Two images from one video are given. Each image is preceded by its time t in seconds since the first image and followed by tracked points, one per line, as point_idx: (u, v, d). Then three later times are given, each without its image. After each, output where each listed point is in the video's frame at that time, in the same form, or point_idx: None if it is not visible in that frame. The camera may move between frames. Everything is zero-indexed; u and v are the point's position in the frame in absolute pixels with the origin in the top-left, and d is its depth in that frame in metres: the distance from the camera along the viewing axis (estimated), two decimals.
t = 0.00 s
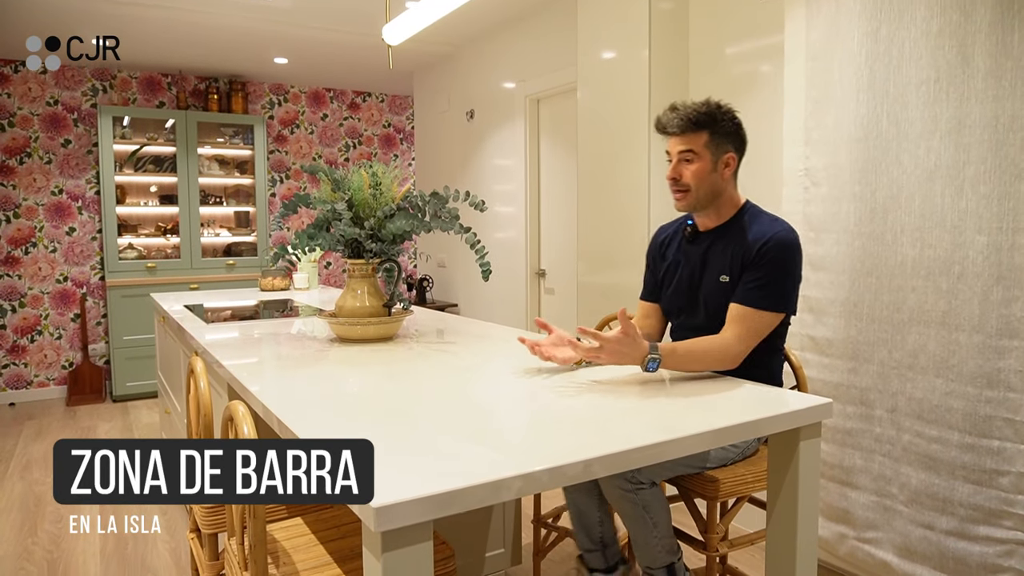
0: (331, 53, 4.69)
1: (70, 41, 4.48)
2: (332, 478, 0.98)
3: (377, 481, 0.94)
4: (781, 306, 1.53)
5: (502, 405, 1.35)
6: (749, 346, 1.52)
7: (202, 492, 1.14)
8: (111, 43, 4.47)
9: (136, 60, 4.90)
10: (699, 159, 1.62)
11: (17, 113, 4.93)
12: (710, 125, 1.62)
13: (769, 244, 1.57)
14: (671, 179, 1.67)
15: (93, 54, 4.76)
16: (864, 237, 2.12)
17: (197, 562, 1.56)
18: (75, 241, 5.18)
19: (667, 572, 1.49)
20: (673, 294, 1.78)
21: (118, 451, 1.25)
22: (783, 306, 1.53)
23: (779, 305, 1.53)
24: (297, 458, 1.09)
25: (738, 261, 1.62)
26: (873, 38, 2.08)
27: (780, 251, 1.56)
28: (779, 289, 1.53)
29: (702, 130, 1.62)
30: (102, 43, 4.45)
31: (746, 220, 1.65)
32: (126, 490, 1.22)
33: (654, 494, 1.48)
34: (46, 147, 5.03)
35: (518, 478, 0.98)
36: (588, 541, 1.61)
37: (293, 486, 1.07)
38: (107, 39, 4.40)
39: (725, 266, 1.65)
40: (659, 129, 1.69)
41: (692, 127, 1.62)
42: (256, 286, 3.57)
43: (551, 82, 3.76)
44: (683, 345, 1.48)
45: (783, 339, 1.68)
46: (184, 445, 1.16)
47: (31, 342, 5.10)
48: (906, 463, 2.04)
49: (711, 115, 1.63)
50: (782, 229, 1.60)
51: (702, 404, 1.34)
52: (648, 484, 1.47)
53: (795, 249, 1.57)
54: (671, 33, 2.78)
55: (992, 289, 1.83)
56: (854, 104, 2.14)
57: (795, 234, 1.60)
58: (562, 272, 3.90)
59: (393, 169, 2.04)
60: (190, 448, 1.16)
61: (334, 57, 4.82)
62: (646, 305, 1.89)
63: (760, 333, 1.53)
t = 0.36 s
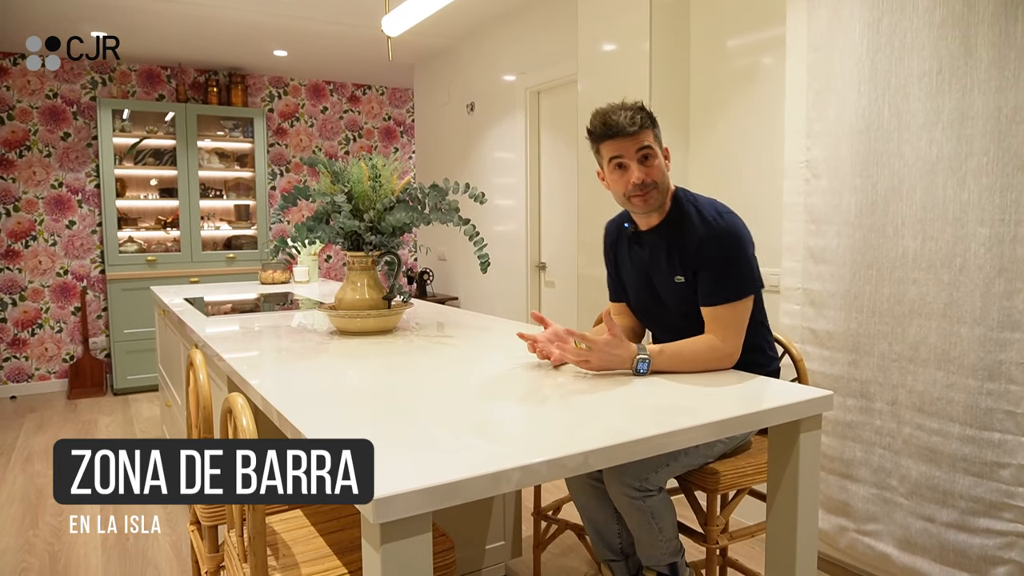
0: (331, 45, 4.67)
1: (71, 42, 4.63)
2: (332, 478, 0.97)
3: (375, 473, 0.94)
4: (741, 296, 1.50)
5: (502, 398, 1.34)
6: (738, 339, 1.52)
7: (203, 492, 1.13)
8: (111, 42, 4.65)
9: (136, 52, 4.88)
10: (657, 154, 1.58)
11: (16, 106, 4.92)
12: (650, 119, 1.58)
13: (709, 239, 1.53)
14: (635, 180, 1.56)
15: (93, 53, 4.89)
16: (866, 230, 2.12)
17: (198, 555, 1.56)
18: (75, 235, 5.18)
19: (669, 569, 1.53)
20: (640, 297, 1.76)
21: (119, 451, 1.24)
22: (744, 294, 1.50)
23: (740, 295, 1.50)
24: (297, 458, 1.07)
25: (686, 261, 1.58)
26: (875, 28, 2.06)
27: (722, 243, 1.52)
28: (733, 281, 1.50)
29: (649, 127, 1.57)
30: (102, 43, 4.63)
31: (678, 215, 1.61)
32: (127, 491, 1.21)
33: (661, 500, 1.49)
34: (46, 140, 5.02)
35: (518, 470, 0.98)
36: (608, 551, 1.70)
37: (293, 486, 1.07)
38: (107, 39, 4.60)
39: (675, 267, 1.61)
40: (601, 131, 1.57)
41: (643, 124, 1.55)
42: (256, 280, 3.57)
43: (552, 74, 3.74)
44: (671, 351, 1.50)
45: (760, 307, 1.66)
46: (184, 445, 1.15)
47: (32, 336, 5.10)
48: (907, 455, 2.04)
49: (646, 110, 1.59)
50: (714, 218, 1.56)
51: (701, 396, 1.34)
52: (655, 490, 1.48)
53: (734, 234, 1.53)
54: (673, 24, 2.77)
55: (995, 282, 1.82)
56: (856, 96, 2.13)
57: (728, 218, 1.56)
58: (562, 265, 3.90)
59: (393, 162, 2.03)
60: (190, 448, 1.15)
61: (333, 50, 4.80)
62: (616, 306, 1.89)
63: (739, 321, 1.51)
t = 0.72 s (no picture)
0: (330, 38, 4.65)
1: (71, 42, 4.76)
2: (331, 478, 0.95)
3: (374, 465, 0.94)
4: (741, 288, 1.51)
5: (503, 392, 1.34)
6: (739, 330, 1.53)
7: (203, 492, 1.13)
8: (111, 43, 4.81)
9: (135, 45, 4.87)
10: (657, 149, 1.60)
11: (16, 99, 4.92)
12: (653, 114, 1.61)
13: (709, 232, 1.55)
14: (631, 170, 1.57)
15: (93, 54, 5.01)
16: (867, 224, 2.11)
17: (198, 548, 1.56)
18: (76, 228, 5.17)
19: (669, 567, 1.54)
20: (634, 293, 1.77)
21: (119, 451, 1.24)
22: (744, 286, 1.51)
23: (740, 287, 1.50)
24: (297, 458, 1.07)
25: (688, 255, 1.59)
26: (878, 21, 2.05)
27: (722, 236, 1.53)
28: (733, 273, 1.51)
29: (651, 120, 1.59)
30: (102, 44, 4.80)
31: (679, 209, 1.62)
32: (127, 490, 1.22)
33: (665, 506, 1.49)
34: (45, 133, 5.01)
35: (518, 463, 0.98)
36: (603, 543, 1.71)
37: (294, 486, 1.06)
38: (107, 39, 4.77)
39: (675, 262, 1.62)
40: (602, 122, 1.60)
41: (643, 117, 1.58)
42: (257, 273, 3.57)
43: (553, 67, 3.73)
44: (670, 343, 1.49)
45: (753, 309, 1.68)
46: (184, 445, 1.15)
47: (33, 329, 5.11)
48: (907, 449, 2.04)
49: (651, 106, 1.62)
50: (714, 211, 1.57)
51: (701, 389, 1.34)
52: (660, 497, 1.48)
53: (734, 227, 1.55)
54: (674, 16, 2.75)
55: (996, 275, 1.82)
56: (858, 89, 2.12)
57: (727, 211, 1.57)
58: (563, 259, 3.89)
59: (393, 155, 2.02)
60: (190, 448, 1.15)
61: (333, 43, 4.78)
62: (613, 301, 1.90)
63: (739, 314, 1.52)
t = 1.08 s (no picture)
0: (330, 32, 4.63)
1: (70, 41, 4.87)
2: (332, 478, 0.95)
3: (374, 462, 0.94)
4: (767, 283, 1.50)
5: (502, 387, 1.34)
6: (753, 329, 1.52)
7: (203, 492, 1.13)
8: (110, 42, 4.94)
9: (135, 39, 4.86)
10: (672, 147, 1.61)
11: (16, 93, 4.91)
12: (677, 112, 1.60)
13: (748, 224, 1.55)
14: (645, 168, 1.67)
15: (93, 55, 5.06)
16: (868, 218, 2.11)
17: (201, 541, 1.56)
18: (76, 222, 5.17)
19: (673, 562, 1.53)
20: (663, 284, 1.78)
21: (118, 451, 1.25)
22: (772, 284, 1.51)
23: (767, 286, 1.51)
24: (297, 458, 1.07)
25: (722, 245, 1.60)
26: (880, 14, 2.05)
27: (760, 230, 1.54)
28: (763, 267, 1.51)
29: (671, 118, 1.60)
30: (102, 43, 4.92)
31: (724, 202, 1.65)
32: (127, 490, 1.22)
33: (672, 496, 1.50)
34: (45, 127, 5.01)
35: (518, 457, 0.98)
36: (626, 523, 1.65)
37: (294, 486, 1.07)
38: (107, 39, 4.90)
39: (709, 251, 1.63)
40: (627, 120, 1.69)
41: (659, 116, 1.60)
42: (258, 268, 3.57)
43: (553, 61, 3.72)
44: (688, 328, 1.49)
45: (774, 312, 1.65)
46: (184, 445, 1.15)
47: (34, 323, 5.12)
48: (908, 443, 2.04)
49: (681, 101, 1.61)
50: (758, 207, 1.58)
51: (703, 384, 1.34)
52: (667, 486, 1.49)
53: (774, 226, 1.55)
54: (676, 11, 2.74)
55: (997, 270, 1.82)
56: (859, 82, 2.11)
57: (772, 211, 1.57)
58: (563, 254, 3.89)
59: (394, 150, 2.02)
60: (190, 448, 1.15)
61: (334, 37, 4.76)
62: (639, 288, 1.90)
63: (759, 313, 1.51)
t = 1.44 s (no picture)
0: (330, 26, 4.61)
1: (70, 41, 4.99)
2: (332, 478, 0.95)
3: (375, 460, 0.93)
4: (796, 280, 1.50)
5: (502, 382, 1.34)
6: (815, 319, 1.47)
7: (203, 492, 1.13)
8: (110, 41, 5.06)
9: (135, 33, 4.85)
10: (660, 155, 1.67)
11: (16, 88, 4.91)
12: (664, 120, 1.64)
13: (776, 222, 1.56)
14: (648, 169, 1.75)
15: (93, 55, 5.09)
16: (870, 213, 2.11)
17: (202, 535, 1.57)
18: (78, 217, 5.18)
19: (674, 557, 1.53)
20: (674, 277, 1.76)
21: (118, 452, 1.26)
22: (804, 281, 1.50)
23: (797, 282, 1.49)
24: (297, 458, 1.07)
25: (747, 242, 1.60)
26: (883, 8, 2.04)
27: (785, 228, 1.55)
28: (791, 265, 1.51)
29: (656, 128, 1.66)
30: (103, 44, 5.05)
31: (742, 198, 1.65)
32: (127, 490, 1.23)
33: (676, 493, 1.51)
34: (46, 122, 5.01)
35: (519, 452, 0.98)
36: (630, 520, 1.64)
37: (294, 486, 1.07)
38: (107, 40, 5.03)
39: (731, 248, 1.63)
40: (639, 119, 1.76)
41: (643, 126, 1.68)
42: (259, 263, 3.58)
43: (555, 56, 3.72)
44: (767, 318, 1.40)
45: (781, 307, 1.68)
46: (184, 445, 1.15)
47: (35, 318, 5.12)
48: (908, 439, 2.04)
49: (668, 110, 1.64)
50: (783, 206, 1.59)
51: (706, 379, 1.34)
52: (671, 484, 1.50)
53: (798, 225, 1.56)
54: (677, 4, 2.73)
55: (998, 265, 1.81)
56: (861, 77, 2.10)
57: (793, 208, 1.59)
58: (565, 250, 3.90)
59: (395, 145, 2.02)
60: (190, 448, 1.15)
61: (335, 31, 4.75)
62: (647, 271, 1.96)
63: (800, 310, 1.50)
